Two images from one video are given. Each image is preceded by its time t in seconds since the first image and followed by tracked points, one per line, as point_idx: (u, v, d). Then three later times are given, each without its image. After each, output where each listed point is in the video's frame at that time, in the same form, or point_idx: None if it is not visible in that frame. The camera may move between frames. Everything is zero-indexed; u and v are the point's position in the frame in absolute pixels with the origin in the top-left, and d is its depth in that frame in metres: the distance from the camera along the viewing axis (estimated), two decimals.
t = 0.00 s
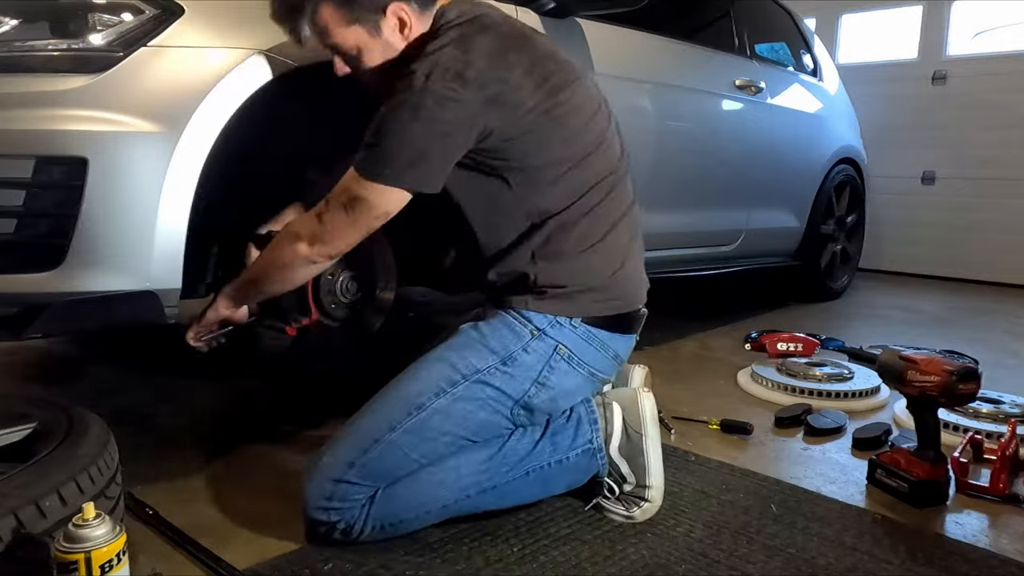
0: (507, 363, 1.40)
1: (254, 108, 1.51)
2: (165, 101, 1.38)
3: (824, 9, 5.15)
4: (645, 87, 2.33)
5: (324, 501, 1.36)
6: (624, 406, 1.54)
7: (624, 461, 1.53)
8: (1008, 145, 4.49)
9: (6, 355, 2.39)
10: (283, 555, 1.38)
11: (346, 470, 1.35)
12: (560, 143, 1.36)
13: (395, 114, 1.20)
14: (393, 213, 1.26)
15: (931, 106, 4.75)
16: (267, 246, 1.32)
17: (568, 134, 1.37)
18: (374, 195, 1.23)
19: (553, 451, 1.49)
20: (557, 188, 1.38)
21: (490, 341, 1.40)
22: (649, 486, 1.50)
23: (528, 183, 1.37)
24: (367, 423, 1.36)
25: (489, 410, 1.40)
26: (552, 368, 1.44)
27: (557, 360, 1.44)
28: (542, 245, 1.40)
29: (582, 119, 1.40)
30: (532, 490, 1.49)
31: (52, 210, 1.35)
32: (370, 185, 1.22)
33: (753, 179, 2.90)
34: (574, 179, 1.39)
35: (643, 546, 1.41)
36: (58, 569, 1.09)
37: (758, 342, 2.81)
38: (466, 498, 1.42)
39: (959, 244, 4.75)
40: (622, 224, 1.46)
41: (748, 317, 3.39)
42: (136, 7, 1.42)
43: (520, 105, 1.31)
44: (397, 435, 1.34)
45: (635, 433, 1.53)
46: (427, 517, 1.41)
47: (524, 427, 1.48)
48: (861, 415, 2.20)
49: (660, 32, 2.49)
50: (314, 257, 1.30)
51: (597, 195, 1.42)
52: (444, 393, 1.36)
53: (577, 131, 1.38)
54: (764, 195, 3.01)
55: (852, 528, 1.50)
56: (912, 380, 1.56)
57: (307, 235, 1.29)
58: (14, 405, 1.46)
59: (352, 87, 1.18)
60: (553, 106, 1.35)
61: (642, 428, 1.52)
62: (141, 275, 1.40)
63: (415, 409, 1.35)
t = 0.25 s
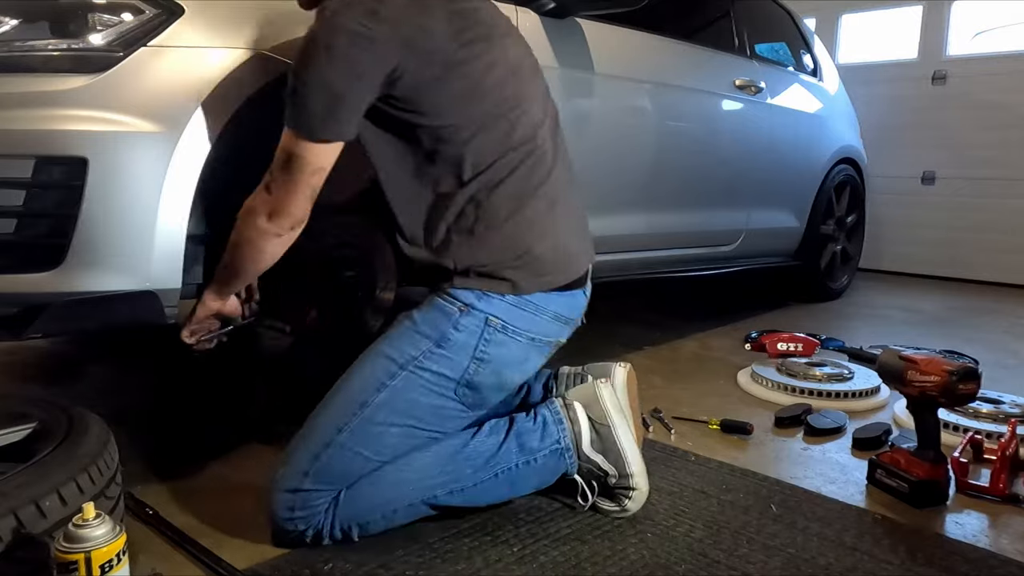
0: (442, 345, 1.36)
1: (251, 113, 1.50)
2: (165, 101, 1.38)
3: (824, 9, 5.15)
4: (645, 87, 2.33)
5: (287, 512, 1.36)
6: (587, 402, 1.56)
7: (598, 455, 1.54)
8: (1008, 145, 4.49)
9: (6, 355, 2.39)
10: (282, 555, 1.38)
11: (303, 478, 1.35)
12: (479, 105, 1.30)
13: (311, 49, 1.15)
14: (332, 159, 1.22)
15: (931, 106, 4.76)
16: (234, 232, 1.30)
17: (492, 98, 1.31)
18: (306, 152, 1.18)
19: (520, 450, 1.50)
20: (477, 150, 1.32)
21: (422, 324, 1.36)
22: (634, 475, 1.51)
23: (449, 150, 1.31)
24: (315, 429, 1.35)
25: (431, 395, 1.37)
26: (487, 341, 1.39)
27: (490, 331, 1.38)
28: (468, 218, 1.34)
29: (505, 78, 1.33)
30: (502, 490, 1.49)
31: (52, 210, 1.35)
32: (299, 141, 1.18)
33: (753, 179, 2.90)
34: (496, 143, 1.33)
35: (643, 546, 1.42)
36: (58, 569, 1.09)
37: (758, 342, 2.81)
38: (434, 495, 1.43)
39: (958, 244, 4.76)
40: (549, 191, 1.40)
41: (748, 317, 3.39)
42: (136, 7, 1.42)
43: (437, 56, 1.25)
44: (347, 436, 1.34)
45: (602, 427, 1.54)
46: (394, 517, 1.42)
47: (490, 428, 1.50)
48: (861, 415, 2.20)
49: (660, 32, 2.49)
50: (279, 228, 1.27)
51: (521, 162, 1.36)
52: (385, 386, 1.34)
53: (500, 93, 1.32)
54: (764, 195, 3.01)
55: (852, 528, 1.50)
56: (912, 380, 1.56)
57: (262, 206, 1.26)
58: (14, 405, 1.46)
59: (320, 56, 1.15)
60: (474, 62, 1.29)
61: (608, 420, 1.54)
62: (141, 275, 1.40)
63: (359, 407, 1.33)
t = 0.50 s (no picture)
0: (378, 312, 1.29)
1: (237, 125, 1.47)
2: (165, 101, 1.38)
3: (824, 9, 5.15)
4: (645, 87, 2.33)
5: (277, 514, 1.34)
6: (574, 378, 1.48)
7: (589, 435, 1.46)
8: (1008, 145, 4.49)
9: (6, 355, 2.39)
10: (282, 555, 1.38)
11: (283, 476, 1.32)
12: (403, 60, 1.25)
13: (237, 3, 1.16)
14: (280, 108, 1.20)
15: (930, 106, 4.76)
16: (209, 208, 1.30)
17: (424, 61, 1.27)
18: (248, 100, 1.18)
19: (507, 432, 1.43)
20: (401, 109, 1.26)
21: (357, 296, 1.30)
22: (624, 456, 1.47)
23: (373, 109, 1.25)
24: (283, 424, 1.31)
25: (381, 368, 1.30)
26: (423, 300, 1.30)
27: (423, 291, 1.30)
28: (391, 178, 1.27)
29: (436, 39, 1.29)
30: (492, 474, 1.43)
31: (51, 210, 1.35)
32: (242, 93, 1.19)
33: (753, 179, 2.90)
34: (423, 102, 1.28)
35: (643, 547, 1.41)
36: (58, 570, 1.09)
37: (758, 342, 2.81)
38: (421, 481, 1.38)
39: (958, 244, 4.76)
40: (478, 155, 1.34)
41: (748, 317, 3.39)
42: (136, 7, 1.42)
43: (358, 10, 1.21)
44: (311, 425, 1.29)
45: (591, 404, 1.46)
46: (383, 506, 1.38)
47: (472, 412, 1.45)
48: (860, 415, 2.20)
49: (660, 31, 2.48)
50: (245, 193, 1.25)
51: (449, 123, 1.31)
52: (334, 368, 1.28)
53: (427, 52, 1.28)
54: (764, 195, 3.01)
55: (852, 528, 1.50)
56: (912, 380, 1.56)
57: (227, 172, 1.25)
58: (14, 406, 1.46)
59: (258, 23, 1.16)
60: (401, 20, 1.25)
61: (598, 395, 1.46)
62: (141, 275, 1.40)
63: (315, 395, 1.28)
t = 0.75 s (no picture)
0: (340, 303, 1.23)
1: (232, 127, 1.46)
2: (165, 102, 1.39)
3: (824, 9, 5.15)
4: (645, 86, 2.33)
5: (265, 520, 1.31)
6: (568, 379, 1.35)
7: (574, 443, 1.33)
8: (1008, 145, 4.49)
9: (6, 355, 2.39)
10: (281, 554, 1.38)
11: (268, 479, 1.28)
12: (363, 49, 1.20)
13: None
14: (255, 91, 1.21)
15: (930, 107, 4.76)
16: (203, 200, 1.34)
17: (387, 51, 1.22)
18: (220, 87, 1.19)
19: (490, 434, 1.32)
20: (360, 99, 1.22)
21: (321, 289, 1.26)
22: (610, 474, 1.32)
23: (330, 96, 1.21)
24: (262, 426, 1.28)
25: (347, 361, 1.24)
26: (384, 287, 1.24)
27: (383, 278, 1.24)
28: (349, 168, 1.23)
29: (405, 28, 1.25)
30: (475, 479, 1.32)
31: (51, 210, 1.34)
32: (214, 80, 1.20)
33: (753, 179, 2.90)
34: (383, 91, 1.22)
35: (643, 546, 1.41)
36: (58, 570, 1.09)
37: (758, 342, 2.81)
38: (400, 484, 1.29)
39: (958, 244, 4.76)
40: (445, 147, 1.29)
41: (748, 317, 3.39)
42: (136, 7, 1.42)
43: None
44: (287, 425, 1.25)
45: (581, 411, 1.33)
46: (365, 510, 1.30)
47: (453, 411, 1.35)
48: (860, 415, 2.20)
49: (660, 31, 2.49)
50: (234, 183, 1.30)
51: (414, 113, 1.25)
52: (302, 364, 1.24)
53: (391, 40, 1.22)
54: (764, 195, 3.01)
55: (852, 528, 1.50)
56: (912, 380, 1.56)
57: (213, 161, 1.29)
58: (14, 406, 1.46)
59: (237, 14, 1.15)
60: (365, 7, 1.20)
61: (587, 402, 1.33)
62: (141, 275, 1.40)
63: (288, 393, 1.25)
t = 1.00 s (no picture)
0: (347, 303, 1.22)
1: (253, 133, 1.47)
2: (165, 102, 1.39)
3: (824, 9, 5.15)
4: (645, 87, 2.33)
5: (262, 524, 1.27)
6: (572, 397, 1.37)
7: (587, 456, 1.34)
8: (1008, 145, 4.49)
9: (6, 355, 2.39)
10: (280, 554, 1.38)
11: (267, 481, 1.24)
12: (361, 49, 1.20)
13: None
14: (252, 93, 1.21)
15: (930, 107, 4.76)
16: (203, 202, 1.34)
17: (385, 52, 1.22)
18: (221, 88, 1.19)
19: (501, 450, 1.33)
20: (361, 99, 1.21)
21: (328, 288, 1.25)
22: (630, 482, 1.34)
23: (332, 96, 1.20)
24: (261, 426, 1.25)
25: (353, 362, 1.23)
26: (392, 288, 1.24)
27: (391, 279, 1.24)
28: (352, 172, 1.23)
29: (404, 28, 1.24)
30: (483, 493, 1.33)
31: (51, 210, 1.34)
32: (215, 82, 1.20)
33: (753, 180, 2.90)
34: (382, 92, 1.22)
35: (644, 546, 1.41)
36: (58, 569, 1.09)
37: (758, 342, 2.81)
38: (408, 492, 1.29)
39: (958, 244, 4.76)
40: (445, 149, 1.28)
41: (748, 317, 3.39)
42: (136, 7, 1.42)
43: None
44: (289, 425, 1.22)
45: (591, 423, 1.35)
46: (371, 516, 1.29)
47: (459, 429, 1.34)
48: (860, 415, 2.20)
49: (660, 31, 2.48)
50: (233, 184, 1.29)
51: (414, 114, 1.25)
52: (307, 365, 1.22)
53: (387, 38, 1.21)
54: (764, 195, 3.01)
55: (852, 528, 1.50)
56: (912, 380, 1.56)
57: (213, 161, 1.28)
58: (14, 406, 1.46)
59: (236, 15, 1.15)
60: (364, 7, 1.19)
61: (597, 411, 1.35)
62: (141, 275, 1.40)
63: (291, 393, 1.22)
